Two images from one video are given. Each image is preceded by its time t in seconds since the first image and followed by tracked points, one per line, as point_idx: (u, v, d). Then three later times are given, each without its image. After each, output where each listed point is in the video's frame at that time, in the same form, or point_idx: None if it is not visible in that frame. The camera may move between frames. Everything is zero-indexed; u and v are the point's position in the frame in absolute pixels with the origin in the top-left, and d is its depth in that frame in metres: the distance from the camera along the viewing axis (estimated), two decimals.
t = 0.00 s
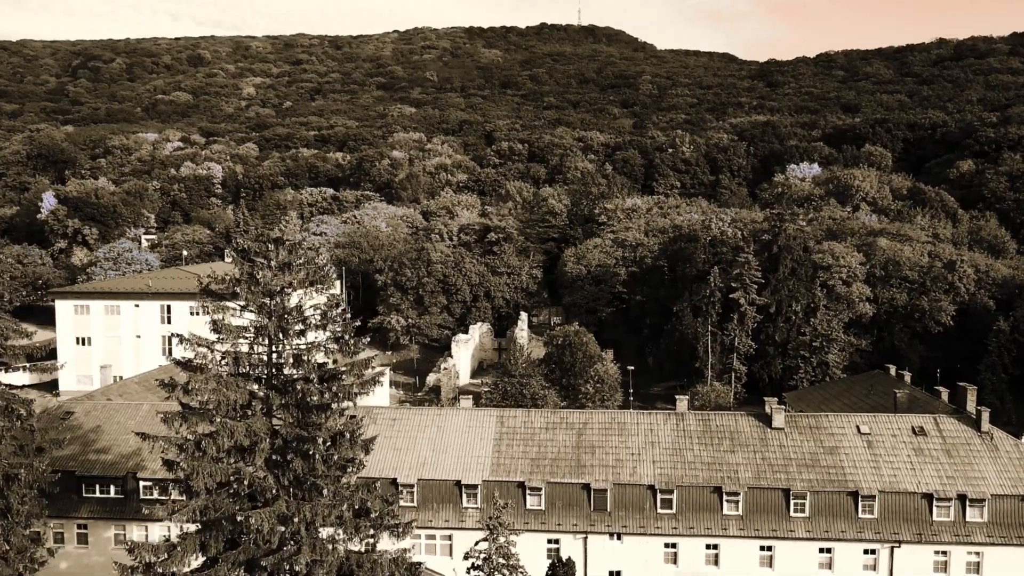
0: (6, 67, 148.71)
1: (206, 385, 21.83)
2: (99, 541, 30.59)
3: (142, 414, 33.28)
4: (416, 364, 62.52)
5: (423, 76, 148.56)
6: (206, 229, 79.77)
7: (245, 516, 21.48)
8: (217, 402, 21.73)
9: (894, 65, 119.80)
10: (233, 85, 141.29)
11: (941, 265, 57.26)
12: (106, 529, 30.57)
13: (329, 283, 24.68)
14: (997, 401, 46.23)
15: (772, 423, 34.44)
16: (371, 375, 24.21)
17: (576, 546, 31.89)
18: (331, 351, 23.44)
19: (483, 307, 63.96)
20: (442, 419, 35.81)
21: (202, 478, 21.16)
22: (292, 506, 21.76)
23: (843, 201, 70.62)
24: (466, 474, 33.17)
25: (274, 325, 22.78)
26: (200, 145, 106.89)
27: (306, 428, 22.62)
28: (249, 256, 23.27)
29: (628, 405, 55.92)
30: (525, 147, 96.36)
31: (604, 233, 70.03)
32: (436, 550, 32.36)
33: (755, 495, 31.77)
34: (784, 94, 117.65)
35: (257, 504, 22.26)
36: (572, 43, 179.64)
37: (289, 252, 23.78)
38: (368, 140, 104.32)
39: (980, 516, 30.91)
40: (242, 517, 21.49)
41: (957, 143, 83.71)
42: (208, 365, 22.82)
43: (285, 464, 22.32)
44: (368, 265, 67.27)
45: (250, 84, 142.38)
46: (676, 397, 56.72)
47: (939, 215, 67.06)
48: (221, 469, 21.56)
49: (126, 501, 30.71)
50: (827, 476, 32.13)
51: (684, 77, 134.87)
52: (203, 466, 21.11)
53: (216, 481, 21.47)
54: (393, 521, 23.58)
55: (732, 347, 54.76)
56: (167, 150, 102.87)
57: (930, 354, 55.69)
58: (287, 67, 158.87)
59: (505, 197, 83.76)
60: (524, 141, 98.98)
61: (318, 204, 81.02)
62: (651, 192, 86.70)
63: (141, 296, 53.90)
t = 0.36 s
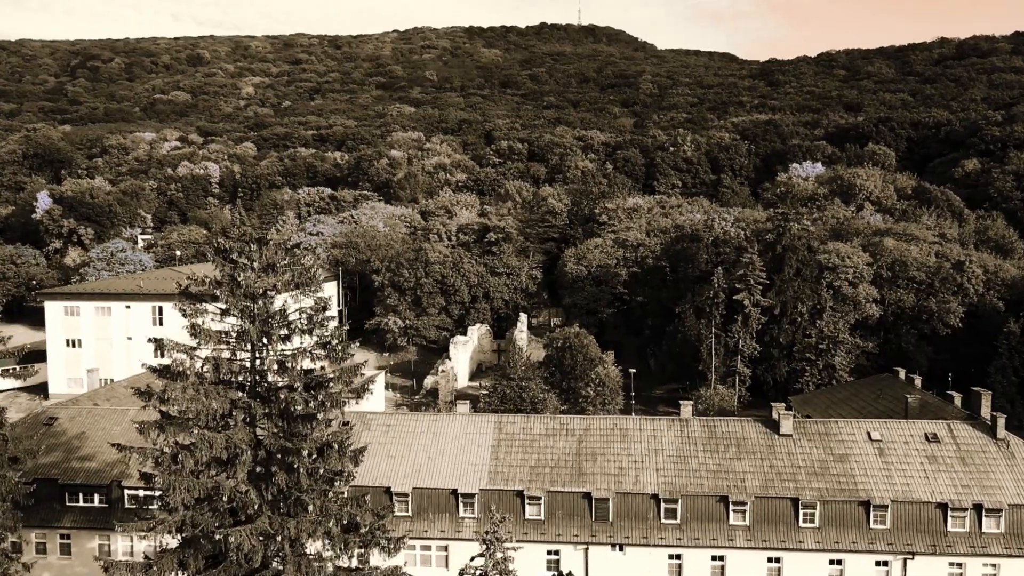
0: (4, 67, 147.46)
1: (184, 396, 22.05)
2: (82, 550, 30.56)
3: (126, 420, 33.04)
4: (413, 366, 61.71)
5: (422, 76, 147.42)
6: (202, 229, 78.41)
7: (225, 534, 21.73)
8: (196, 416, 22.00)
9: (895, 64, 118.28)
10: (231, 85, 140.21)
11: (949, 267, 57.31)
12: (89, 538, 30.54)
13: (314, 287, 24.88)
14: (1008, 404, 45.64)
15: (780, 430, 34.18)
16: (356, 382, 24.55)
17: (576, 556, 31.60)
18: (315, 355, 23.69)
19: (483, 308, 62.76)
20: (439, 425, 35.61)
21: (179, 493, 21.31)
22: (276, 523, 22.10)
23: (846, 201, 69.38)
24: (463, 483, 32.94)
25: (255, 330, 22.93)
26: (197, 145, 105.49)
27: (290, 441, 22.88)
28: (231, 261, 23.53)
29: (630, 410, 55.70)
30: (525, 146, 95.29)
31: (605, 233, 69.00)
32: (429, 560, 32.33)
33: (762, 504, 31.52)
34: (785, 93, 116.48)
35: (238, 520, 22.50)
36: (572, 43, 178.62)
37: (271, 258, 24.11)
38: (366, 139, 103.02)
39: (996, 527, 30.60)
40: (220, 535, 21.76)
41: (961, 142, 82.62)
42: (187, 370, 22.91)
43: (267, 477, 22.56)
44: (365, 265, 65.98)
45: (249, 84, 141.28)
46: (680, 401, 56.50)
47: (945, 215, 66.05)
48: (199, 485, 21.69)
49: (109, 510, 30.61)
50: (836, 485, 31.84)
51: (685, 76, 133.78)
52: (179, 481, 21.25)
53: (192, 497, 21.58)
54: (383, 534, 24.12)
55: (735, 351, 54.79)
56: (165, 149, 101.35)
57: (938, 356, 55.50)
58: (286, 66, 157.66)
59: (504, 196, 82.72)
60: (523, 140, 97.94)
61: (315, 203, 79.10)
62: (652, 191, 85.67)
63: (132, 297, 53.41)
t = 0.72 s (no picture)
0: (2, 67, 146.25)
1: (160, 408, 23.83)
2: (66, 562, 29.70)
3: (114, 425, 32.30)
4: (411, 368, 60.90)
5: (421, 75, 146.33)
6: (198, 228, 77.16)
7: (202, 552, 23.50)
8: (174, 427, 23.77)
9: (897, 64, 117.02)
10: (229, 84, 139.19)
11: (958, 267, 56.96)
12: (72, 548, 29.62)
13: (300, 291, 27.03)
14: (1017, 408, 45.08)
15: (788, 437, 33.39)
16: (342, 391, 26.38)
17: (576, 568, 30.77)
18: (298, 361, 25.87)
19: (481, 309, 61.83)
20: (434, 433, 34.97)
21: (154, 509, 23.01)
22: (257, 542, 24.02)
23: (849, 200, 68.28)
24: (459, 491, 32.19)
25: (235, 337, 24.98)
26: (195, 144, 104.21)
27: (273, 453, 25.00)
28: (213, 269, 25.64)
29: (632, 414, 55.29)
30: (525, 146, 94.26)
31: (606, 233, 68.07)
32: (424, 570, 31.51)
33: (769, 514, 30.58)
34: (787, 93, 115.33)
35: (217, 536, 24.38)
36: (573, 42, 177.57)
37: (252, 263, 26.09)
38: (365, 139, 101.85)
39: (1013, 538, 29.73)
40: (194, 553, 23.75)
41: (966, 141, 81.60)
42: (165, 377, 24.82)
43: (247, 492, 24.51)
44: (363, 265, 64.92)
45: (247, 83, 140.37)
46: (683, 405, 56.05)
47: (950, 214, 65.13)
48: (174, 501, 23.35)
49: (93, 520, 29.69)
50: (847, 494, 30.94)
51: (686, 76, 132.76)
52: (154, 498, 22.80)
53: (166, 514, 23.27)
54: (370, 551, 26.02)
55: (739, 353, 54.57)
56: (162, 148, 99.95)
57: (946, 358, 55.34)
58: (284, 66, 156.67)
59: (503, 196, 81.74)
60: (523, 139, 96.98)
61: (312, 203, 77.80)
62: (653, 191, 84.73)
63: (124, 299, 52.90)
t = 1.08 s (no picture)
0: None
1: (122, 427, 24.47)
2: None
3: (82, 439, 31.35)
4: (404, 374, 58.08)
5: (418, 68, 143.07)
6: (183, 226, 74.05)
7: None
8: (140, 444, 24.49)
9: (910, 55, 113.22)
10: (220, 78, 136.01)
11: (980, 267, 54.31)
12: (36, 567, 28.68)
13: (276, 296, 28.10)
14: None
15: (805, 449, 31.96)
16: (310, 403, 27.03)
17: None
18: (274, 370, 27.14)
19: (479, 311, 59.07)
20: (426, 444, 33.57)
21: (115, 533, 23.36)
22: (225, 566, 24.68)
23: (864, 196, 65.29)
24: (453, 508, 30.76)
25: (204, 347, 25.94)
26: (183, 139, 101.07)
27: (245, 472, 25.62)
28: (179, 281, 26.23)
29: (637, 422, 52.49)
30: (524, 140, 91.22)
31: (609, 231, 65.21)
32: None
33: (786, 532, 29.32)
34: (796, 86, 111.80)
35: (182, 562, 24.63)
36: (573, 35, 174.10)
37: (223, 264, 27.19)
38: (358, 134, 98.71)
39: None
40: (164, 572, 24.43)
41: (985, 136, 78.60)
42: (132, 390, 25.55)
43: (215, 516, 25.13)
44: (354, 265, 62.05)
45: (238, 77, 137.25)
46: (692, 412, 53.24)
47: (971, 211, 62.23)
48: (135, 525, 23.72)
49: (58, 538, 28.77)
50: (870, 511, 29.58)
51: (690, 69, 129.52)
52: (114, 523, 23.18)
53: (129, 538, 23.68)
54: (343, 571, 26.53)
55: (751, 358, 51.88)
56: (148, 143, 96.82)
57: (968, 364, 52.90)
58: (277, 59, 153.44)
59: (502, 192, 78.76)
60: (522, 133, 93.93)
61: (302, 200, 74.32)
62: (658, 188, 81.78)
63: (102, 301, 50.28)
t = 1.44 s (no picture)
0: None
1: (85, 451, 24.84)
2: None
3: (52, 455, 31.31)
4: (398, 378, 55.33)
5: (415, 61, 140.02)
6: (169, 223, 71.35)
7: None
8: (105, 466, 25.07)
9: (925, 47, 109.82)
10: (210, 71, 133.03)
11: (1004, 266, 51.84)
12: None
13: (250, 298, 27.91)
14: None
15: (825, 462, 33.07)
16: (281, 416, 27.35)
17: None
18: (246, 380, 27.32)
19: (476, 313, 56.55)
20: (419, 457, 34.72)
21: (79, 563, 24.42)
22: None
23: (879, 192, 62.58)
24: (445, 525, 31.81)
25: (166, 356, 26.19)
26: (171, 133, 98.17)
27: (216, 492, 26.57)
28: (142, 285, 26.42)
29: (643, 431, 49.95)
30: (524, 135, 88.43)
31: (613, 229, 62.62)
32: None
33: (803, 550, 30.25)
34: (806, 78, 108.59)
35: None
36: (575, 27, 170.81)
37: (193, 266, 27.25)
38: (352, 129, 95.81)
39: None
40: None
41: (1004, 130, 75.83)
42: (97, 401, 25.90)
43: (184, 542, 26.15)
44: (346, 265, 59.28)
45: (228, 70, 134.34)
46: (700, 420, 50.70)
47: (992, 207, 59.57)
48: (98, 552, 24.74)
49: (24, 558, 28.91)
50: (894, 529, 30.42)
51: (696, 62, 126.46)
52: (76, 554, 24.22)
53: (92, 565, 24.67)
54: None
55: (763, 362, 49.44)
56: (134, 138, 93.83)
57: (991, 370, 49.85)
58: (269, 52, 150.41)
59: (501, 188, 76.11)
60: (522, 127, 91.02)
61: (294, 197, 71.61)
62: (663, 184, 79.12)
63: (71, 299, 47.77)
